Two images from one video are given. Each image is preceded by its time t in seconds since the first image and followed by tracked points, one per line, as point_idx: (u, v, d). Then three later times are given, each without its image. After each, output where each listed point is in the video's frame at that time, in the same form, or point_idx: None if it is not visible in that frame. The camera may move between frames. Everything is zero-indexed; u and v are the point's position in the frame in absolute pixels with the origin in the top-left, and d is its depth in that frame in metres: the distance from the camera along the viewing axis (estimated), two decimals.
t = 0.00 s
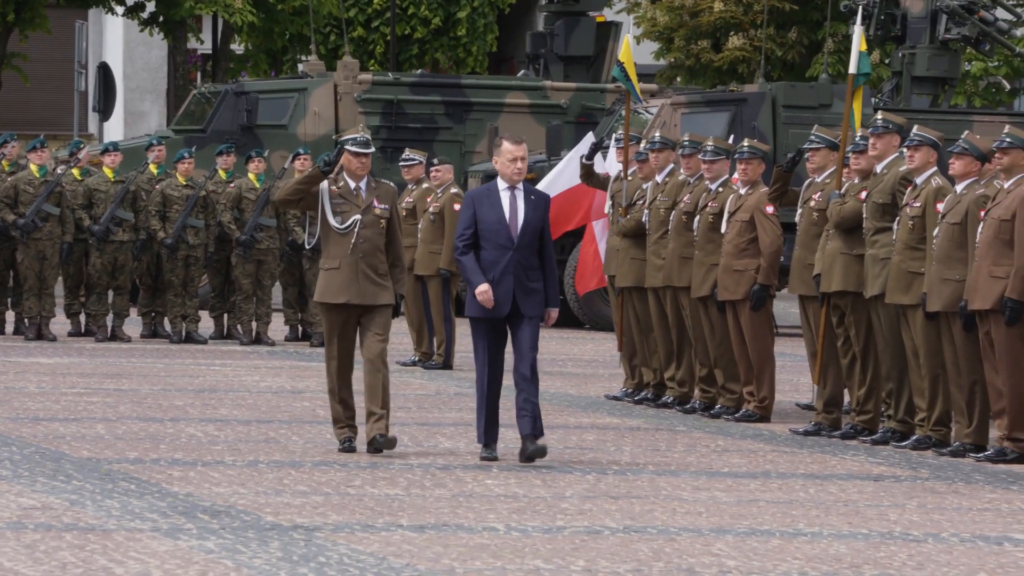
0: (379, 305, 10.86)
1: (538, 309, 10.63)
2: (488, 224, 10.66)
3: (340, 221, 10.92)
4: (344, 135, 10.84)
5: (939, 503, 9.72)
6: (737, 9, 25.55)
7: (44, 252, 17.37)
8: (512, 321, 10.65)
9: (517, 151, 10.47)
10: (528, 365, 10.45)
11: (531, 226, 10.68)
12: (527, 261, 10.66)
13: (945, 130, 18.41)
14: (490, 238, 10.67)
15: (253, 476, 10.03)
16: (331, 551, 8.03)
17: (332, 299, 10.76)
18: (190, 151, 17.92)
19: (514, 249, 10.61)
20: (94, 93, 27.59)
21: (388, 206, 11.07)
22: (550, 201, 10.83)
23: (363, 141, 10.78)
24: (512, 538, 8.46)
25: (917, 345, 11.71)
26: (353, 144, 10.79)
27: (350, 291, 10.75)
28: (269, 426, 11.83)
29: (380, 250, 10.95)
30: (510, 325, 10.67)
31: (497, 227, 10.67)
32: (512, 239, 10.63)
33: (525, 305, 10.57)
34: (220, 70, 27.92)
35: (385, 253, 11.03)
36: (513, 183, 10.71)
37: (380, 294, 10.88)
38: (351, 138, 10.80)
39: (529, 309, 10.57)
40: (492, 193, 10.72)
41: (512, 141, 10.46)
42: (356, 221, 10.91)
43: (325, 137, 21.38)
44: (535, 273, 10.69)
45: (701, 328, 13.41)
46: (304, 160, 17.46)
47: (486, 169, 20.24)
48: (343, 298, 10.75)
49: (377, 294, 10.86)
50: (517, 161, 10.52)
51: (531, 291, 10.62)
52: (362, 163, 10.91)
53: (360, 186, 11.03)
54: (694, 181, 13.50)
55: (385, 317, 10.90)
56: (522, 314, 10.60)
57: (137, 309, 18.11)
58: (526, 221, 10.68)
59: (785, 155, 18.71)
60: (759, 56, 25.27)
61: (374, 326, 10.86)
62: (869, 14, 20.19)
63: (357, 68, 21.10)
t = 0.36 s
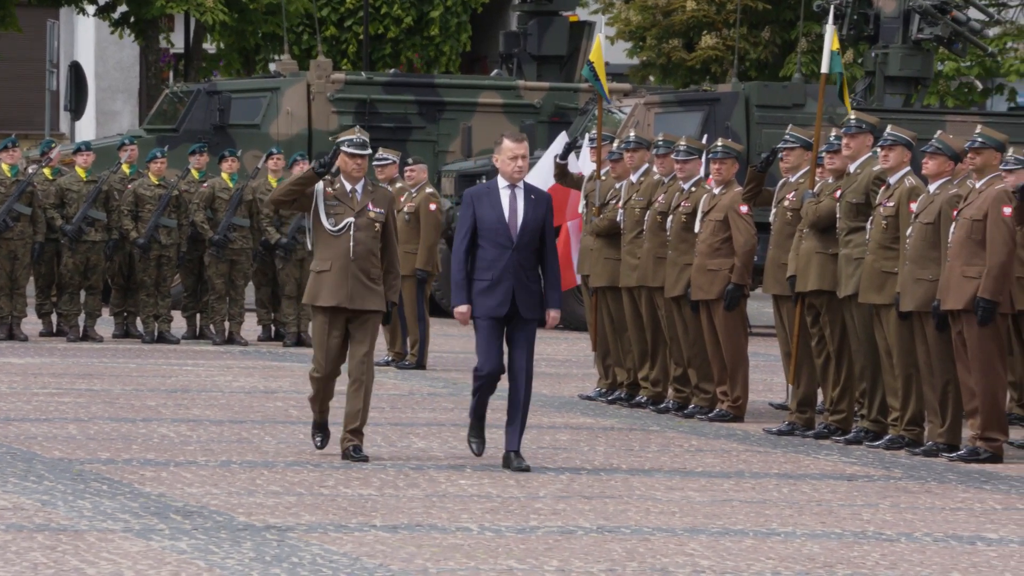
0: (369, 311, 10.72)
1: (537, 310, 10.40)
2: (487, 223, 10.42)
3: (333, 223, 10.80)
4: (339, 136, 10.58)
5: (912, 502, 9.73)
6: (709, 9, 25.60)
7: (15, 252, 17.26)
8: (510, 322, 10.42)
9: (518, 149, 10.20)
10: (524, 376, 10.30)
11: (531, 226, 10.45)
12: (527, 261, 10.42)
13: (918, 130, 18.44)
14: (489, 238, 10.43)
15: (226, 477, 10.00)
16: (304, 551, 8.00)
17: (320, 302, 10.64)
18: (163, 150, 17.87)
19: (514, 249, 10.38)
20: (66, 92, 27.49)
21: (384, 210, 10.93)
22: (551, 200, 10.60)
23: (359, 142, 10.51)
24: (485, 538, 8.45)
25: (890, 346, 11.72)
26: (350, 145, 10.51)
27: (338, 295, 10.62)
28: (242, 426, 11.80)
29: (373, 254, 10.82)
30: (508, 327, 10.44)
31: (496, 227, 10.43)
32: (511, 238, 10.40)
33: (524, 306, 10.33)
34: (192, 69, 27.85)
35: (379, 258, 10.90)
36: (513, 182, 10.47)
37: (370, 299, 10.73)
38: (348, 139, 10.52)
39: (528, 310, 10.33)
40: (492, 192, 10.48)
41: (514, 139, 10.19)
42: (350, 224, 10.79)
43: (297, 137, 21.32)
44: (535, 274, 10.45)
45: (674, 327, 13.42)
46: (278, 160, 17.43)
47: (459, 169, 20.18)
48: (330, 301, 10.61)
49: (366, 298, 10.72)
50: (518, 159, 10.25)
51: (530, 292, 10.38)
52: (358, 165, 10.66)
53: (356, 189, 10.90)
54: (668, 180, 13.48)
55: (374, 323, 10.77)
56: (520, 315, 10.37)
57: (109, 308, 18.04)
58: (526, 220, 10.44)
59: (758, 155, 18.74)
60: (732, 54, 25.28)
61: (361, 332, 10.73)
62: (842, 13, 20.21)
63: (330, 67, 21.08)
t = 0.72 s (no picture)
0: (367, 317, 10.62)
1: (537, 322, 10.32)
2: (483, 236, 10.35)
3: (329, 230, 10.67)
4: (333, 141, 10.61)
5: (890, 502, 9.75)
6: (688, 9, 25.64)
7: None
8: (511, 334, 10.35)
9: (510, 158, 10.13)
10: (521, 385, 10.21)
11: (529, 236, 10.39)
12: (525, 272, 10.35)
13: (897, 130, 18.46)
14: (486, 250, 10.36)
15: (205, 476, 9.98)
16: (283, 551, 7.99)
17: (321, 308, 10.48)
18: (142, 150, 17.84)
19: (512, 260, 10.31)
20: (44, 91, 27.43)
21: (379, 214, 10.82)
22: (548, 210, 10.54)
23: (353, 146, 10.55)
24: (464, 537, 8.45)
25: (869, 345, 11.74)
26: (343, 149, 10.56)
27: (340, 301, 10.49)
28: (221, 425, 11.79)
29: (370, 260, 10.71)
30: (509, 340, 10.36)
31: (493, 239, 10.37)
32: (508, 250, 10.33)
33: (523, 318, 10.26)
34: (170, 69, 27.83)
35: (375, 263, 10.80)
36: (508, 192, 10.40)
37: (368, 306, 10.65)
38: (341, 144, 10.57)
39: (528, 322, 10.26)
40: (487, 204, 10.42)
41: (505, 148, 10.13)
42: (347, 230, 10.67)
43: (276, 137, 21.33)
44: (534, 285, 10.38)
45: (654, 327, 13.44)
46: (257, 159, 17.47)
47: (439, 168, 20.16)
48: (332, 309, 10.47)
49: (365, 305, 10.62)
50: (511, 169, 10.18)
51: (530, 303, 10.31)
52: (353, 169, 10.70)
53: (351, 195, 10.78)
54: (648, 180, 13.52)
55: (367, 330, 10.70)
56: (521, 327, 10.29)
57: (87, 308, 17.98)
58: (522, 230, 10.37)
59: (737, 155, 18.76)
60: (710, 54, 25.29)
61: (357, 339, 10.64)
62: (820, 13, 20.24)
63: (309, 66, 21.13)
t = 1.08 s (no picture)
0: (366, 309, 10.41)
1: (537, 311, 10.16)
2: (483, 221, 10.19)
3: (324, 220, 10.42)
4: (327, 129, 10.28)
5: (871, 501, 9.77)
6: (670, 9, 25.64)
7: None
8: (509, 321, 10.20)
9: (512, 144, 10.00)
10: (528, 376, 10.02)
11: (529, 223, 10.22)
12: (525, 260, 10.19)
13: (877, 130, 18.49)
14: (486, 236, 10.20)
15: (185, 476, 9.96)
16: (264, 551, 7.97)
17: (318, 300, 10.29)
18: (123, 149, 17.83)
19: (511, 247, 10.14)
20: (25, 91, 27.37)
21: (373, 203, 10.61)
22: (549, 197, 10.36)
23: (348, 136, 10.24)
24: (446, 537, 8.45)
25: (850, 346, 11.78)
26: (339, 139, 10.24)
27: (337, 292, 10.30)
28: (202, 425, 11.77)
29: (365, 250, 10.47)
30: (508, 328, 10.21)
31: (493, 225, 10.20)
32: (508, 237, 10.17)
33: (522, 307, 10.11)
34: (151, 68, 27.80)
35: (370, 253, 10.56)
36: (509, 178, 10.23)
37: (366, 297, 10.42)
38: (336, 133, 10.25)
39: (527, 310, 10.11)
40: (488, 189, 10.25)
41: (507, 134, 9.98)
42: (341, 220, 10.42)
43: (257, 137, 21.33)
44: (533, 273, 10.22)
45: (634, 326, 13.45)
46: (236, 159, 17.44)
47: (419, 168, 20.03)
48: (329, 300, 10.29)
49: (362, 295, 10.41)
50: (512, 155, 10.02)
51: (529, 291, 10.16)
52: (347, 159, 10.39)
53: (344, 184, 10.54)
54: (630, 179, 13.48)
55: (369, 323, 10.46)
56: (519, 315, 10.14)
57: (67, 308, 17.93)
58: (523, 217, 10.20)
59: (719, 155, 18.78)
60: (692, 54, 25.29)
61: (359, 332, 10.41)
62: (802, 13, 20.28)
63: (291, 66, 21.11)
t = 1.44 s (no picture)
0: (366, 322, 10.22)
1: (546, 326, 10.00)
2: (495, 234, 10.03)
3: (328, 231, 10.31)
4: (333, 140, 10.23)
5: (850, 501, 9.80)
6: (650, 10, 25.68)
7: None
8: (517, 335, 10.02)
9: (528, 155, 9.83)
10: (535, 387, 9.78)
11: (542, 237, 10.07)
12: (535, 275, 10.04)
13: (857, 132, 18.54)
14: (497, 249, 10.04)
15: (165, 477, 9.95)
16: (244, 551, 7.98)
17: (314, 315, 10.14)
18: (103, 150, 17.83)
19: (523, 261, 10.00)
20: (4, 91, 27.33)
21: (379, 217, 10.44)
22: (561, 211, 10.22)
23: (354, 147, 10.17)
24: (427, 537, 8.46)
25: (829, 346, 11.83)
26: (344, 150, 10.18)
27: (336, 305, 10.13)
28: (182, 426, 11.76)
29: (369, 264, 10.32)
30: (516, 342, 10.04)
31: (505, 238, 10.04)
32: (520, 250, 10.01)
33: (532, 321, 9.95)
34: (132, 69, 27.79)
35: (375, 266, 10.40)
36: (523, 191, 10.08)
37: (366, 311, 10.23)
38: (342, 143, 10.19)
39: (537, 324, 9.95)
40: (501, 201, 10.09)
41: (523, 145, 9.81)
42: (344, 232, 10.30)
43: (237, 138, 21.33)
44: (544, 287, 10.06)
45: (615, 327, 13.48)
46: (217, 159, 17.44)
47: (400, 169, 19.97)
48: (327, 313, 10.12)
49: (363, 310, 10.23)
50: (528, 168, 9.87)
51: (539, 306, 10.00)
52: (353, 170, 10.31)
53: (350, 195, 10.41)
54: (609, 180, 13.55)
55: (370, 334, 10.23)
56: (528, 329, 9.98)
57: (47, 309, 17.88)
58: (536, 231, 10.05)
59: (699, 156, 18.81)
60: (673, 55, 25.35)
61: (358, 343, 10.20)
62: (782, 14, 20.35)
63: (271, 66, 21.15)
